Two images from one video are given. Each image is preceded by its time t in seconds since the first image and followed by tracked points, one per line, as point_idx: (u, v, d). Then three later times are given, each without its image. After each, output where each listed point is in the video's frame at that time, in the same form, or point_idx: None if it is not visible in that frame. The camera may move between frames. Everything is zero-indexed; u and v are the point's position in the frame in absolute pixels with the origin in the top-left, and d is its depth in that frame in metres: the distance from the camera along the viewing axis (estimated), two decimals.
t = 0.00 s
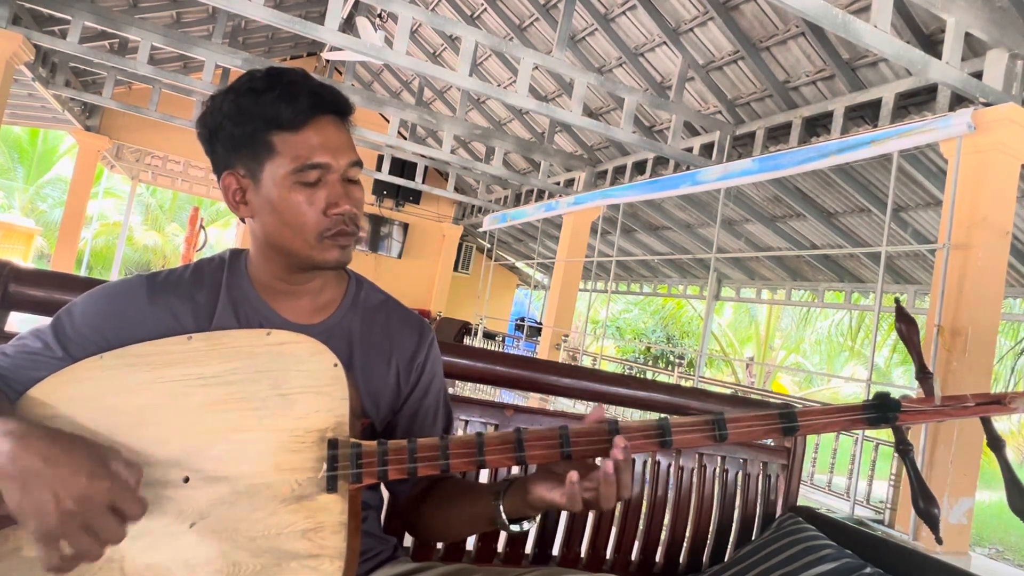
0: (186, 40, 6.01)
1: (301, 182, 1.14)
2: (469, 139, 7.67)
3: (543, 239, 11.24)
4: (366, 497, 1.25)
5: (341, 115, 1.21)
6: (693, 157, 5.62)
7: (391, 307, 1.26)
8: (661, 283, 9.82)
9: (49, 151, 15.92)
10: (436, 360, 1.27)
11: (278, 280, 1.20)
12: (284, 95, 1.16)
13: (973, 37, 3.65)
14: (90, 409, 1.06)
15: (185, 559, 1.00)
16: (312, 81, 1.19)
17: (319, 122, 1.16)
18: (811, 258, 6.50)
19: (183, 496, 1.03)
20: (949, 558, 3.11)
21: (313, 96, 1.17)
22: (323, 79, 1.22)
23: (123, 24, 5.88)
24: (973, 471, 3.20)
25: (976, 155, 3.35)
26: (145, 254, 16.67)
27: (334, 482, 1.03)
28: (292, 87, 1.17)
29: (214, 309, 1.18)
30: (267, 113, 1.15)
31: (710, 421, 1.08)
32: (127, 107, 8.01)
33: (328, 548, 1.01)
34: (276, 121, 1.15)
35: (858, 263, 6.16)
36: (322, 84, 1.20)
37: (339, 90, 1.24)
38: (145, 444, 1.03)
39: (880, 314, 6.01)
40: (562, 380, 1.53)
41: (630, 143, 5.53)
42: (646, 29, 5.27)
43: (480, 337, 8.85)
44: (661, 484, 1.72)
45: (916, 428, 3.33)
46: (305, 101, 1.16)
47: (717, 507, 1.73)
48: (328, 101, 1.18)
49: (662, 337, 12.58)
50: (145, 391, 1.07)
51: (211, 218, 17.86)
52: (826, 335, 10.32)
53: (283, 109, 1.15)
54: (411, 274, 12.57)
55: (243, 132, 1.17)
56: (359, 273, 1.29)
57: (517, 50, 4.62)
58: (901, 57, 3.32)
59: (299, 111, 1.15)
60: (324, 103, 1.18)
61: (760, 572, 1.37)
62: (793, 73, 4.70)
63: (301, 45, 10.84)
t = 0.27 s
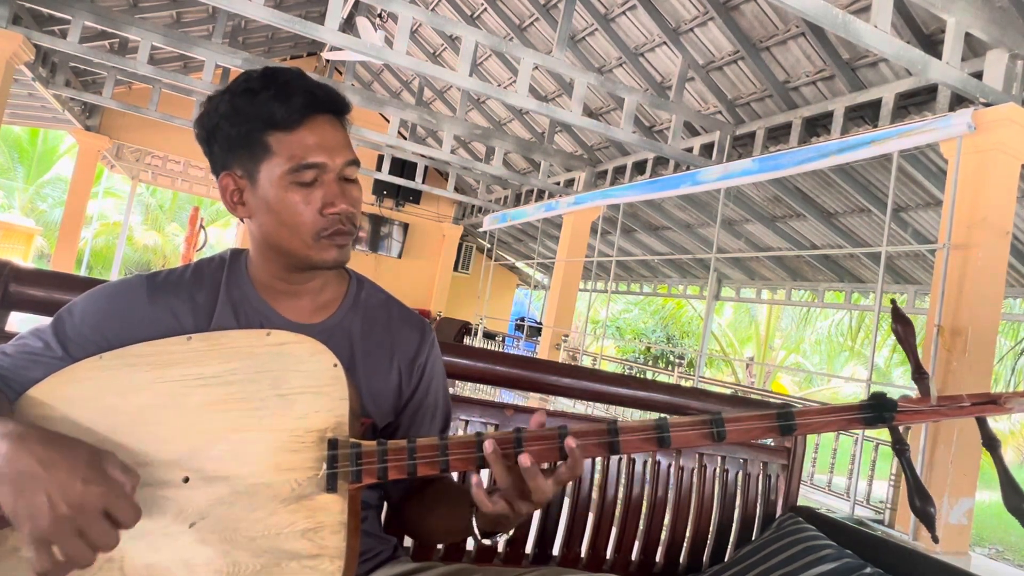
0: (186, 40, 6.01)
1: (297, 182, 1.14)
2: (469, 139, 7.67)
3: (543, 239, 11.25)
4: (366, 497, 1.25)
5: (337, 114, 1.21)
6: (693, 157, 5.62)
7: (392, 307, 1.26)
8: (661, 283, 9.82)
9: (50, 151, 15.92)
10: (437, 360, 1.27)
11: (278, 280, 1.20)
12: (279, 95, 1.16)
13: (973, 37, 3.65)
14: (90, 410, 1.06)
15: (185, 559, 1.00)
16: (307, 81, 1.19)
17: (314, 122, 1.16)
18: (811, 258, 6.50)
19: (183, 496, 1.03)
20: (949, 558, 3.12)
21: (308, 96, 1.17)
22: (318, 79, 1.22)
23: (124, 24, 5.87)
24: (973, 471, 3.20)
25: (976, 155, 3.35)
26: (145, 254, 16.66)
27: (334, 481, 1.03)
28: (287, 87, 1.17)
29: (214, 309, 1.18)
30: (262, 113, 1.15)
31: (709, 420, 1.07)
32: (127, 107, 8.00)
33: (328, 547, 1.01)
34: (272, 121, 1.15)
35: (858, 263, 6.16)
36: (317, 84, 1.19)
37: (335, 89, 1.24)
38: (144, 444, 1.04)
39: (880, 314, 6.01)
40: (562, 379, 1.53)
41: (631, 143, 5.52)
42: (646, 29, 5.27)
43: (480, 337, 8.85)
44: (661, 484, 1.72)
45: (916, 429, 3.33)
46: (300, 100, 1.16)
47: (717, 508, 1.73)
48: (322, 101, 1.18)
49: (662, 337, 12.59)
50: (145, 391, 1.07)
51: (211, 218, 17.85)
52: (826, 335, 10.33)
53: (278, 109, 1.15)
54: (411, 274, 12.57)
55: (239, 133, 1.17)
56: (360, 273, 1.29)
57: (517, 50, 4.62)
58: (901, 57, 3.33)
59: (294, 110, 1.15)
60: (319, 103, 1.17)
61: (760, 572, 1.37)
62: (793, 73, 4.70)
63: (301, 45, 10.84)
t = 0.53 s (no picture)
0: (186, 39, 6.00)
1: (293, 184, 1.14)
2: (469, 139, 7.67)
3: (543, 239, 11.25)
4: (367, 496, 1.25)
5: (336, 114, 1.20)
6: (693, 157, 5.62)
7: (393, 307, 1.26)
8: (661, 283, 9.81)
9: (49, 151, 15.92)
10: (439, 360, 1.27)
11: (279, 280, 1.20)
12: (276, 95, 1.16)
13: (973, 37, 3.65)
14: (90, 409, 1.06)
15: (185, 559, 1.00)
16: (306, 81, 1.19)
17: (311, 122, 1.16)
18: (811, 258, 6.50)
19: (184, 495, 1.03)
20: (948, 558, 3.12)
21: (305, 96, 1.16)
22: (316, 78, 1.22)
23: (124, 23, 5.87)
24: (973, 471, 3.20)
25: (976, 155, 3.35)
26: (145, 254, 16.65)
27: (336, 481, 1.03)
28: (284, 88, 1.16)
29: (214, 309, 1.18)
30: (259, 113, 1.15)
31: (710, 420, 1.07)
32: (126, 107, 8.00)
33: (330, 547, 1.01)
34: (269, 123, 1.15)
35: (858, 263, 6.16)
36: (315, 84, 1.19)
37: (334, 89, 1.23)
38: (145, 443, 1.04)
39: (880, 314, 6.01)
40: (562, 379, 1.53)
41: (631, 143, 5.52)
42: (646, 29, 5.27)
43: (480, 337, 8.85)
44: (661, 484, 1.72)
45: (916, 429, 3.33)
46: (297, 100, 1.15)
47: (717, 508, 1.73)
48: (320, 101, 1.18)
49: (662, 337, 12.58)
50: (146, 390, 1.07)
51: (211, 218, 17.85)
52: (826, 335, 10.33)
53: (274, 110, 1.14)
54: (411, 274, 12.57)
55: (236, 134, 1.18)
56: (361, 272, 1.29)
57: (517, 49, 4.62)
58: (902, 57, 3.32)
59: (290, 111, 1.15)
60: (316, 104, 1.17)
61: (760, 572, 1.37)
62: (793, 73, 4.70)
63: (301, 45, 10.84)
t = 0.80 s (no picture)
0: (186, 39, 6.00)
1: (292, 186, 1.14)
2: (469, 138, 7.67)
3: (543, 239, 11.25)
4: (367, 496, 1.25)
5: (336, 115, 1.20)
6: (693, 157, 5.62)
7: (393, 307, 1.26)
8: (661, 283, 9.81)
9: (49, 151, 15.91)
10: (439, 360, 1.27)
11: (279, 280, 1.20)
12: (276, 96, 1.16)
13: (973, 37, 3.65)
14: (90, 408, 1.06)
15: (185, 558, 1.00)
16: (306, 82, 1.19)
17: (310, 124, 1.16)
18: (811, 258, 6.50)
19: (185, 494, 1.03)
20: (948, 558, 3.11)
21: (305, 98, 1.16)
22: (317, 79, 1.22)
23: (124, 23, 5.87)
24: (973, 471, 3.20)
25: (976, 155, 3.35)
26: (145, 254, 16.65)
27: (336, 481, 1.03)
28: (284, 89, 1.16)
29: (214, 308, 1.18)
30: (259, 114, 1.15)
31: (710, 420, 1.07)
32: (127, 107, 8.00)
33: (330, 547, 1.01)
34: (267, 124, 1.15)
35: (858, 263, 6.16)
36: (315, 86, 1.19)
37: (334, 90, 1.23)
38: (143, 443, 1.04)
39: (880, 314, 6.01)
40: (562, 379, 1.53)
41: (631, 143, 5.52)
42: (646, 29, 5.27)
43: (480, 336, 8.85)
44: (661, 484, 1.72)
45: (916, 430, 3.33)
46: (296, 103, 1.15)
47: (717, 508, 1.73)
48: (320, 102, 1.18)
49: (662, 337, 12.58)
50: (145, 390, 1.07)
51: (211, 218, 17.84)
52: (826, 335, 10.34)
53: (274, 111, 1.14)
54: (411, 274, 12.57)
55: (236, 134, 1.18)
56: (361, 272, 1.29)
57: (517, 49, 4.62)
58: (901, 57, 3.32)
59: (290, 112, 1.15)
60: (316, 105, 1.17)
61: (760, 572, 1.37)
62: (793, 73, 4.70)
63: (301, 45, 10.85)
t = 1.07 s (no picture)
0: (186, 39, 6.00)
1: (290, 191, 1.13)
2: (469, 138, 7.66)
3: (543, 239, 11.25)
4: (368, 496, 1.25)
5: (335, 118, 1.20)
6: (693, 157, 5.62)
7: (393, 307, 1.26)
8: (661, 283, 9.81)
9: (49, 151, 15.90)
10: (440, 361, 1.27)
11: (279, 280, 1.20)
12: (275, 99, 1.16)
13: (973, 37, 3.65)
14: (91, 407, 1.06)
15: (186, 557, 1.00)
16: (305, 85, 1.18)
17: (308, 128, 1.15)
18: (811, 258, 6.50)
19: (187, 493, 1.03)
20: (948, 558, 3.12)
21: (303, 101, 1.16)
22: (316, 82, 1.21)
23: (124, 23, 5.87)
24: (973, 471, 3.21)
25: (976, 155, 3.35)
26: (145, 253, 16.65)
27: (338, 481, 1.03)
28: (283, 92, 1.16)
29: (216, 308, 1.19)
30: (258, 117, 1.15)
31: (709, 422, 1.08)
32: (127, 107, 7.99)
33: (331, 547, 1.01)
34: (265, 129, 1.15)
35: (857, 263, 6.16)
36: (314, 89, 1.18)
37: (334, 92, 1.22)
38: (145, 442, 1.04)
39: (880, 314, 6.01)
40: (563, 380, 1.53)
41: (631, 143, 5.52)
42: (646, 29, 5.27)
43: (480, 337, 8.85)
44: (661, 484, 1.72)
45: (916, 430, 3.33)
46: (295, 107, 1.15)
47: (717, 508, 1.73)
48: (319, 105, 1.17)
49: (662, 337, 12.59)
50: (146, 389, 1.07)
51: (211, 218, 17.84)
52: (826, 335, 10.34)
53: (272, 114, 1.14)
54: (411, 273, 12.57)
55: (235, 138, 1.18)
56: (361, 272, 1.29)
57: (517, 49, 4.61)
58: (902, 58, 3.32)
59: (288, 116, 1.14)
60: (314, 109, 1.16)
61: (760, 572, 1.37)
62: (793, 73, 4.70)
63: (301, 45, 10.85)
